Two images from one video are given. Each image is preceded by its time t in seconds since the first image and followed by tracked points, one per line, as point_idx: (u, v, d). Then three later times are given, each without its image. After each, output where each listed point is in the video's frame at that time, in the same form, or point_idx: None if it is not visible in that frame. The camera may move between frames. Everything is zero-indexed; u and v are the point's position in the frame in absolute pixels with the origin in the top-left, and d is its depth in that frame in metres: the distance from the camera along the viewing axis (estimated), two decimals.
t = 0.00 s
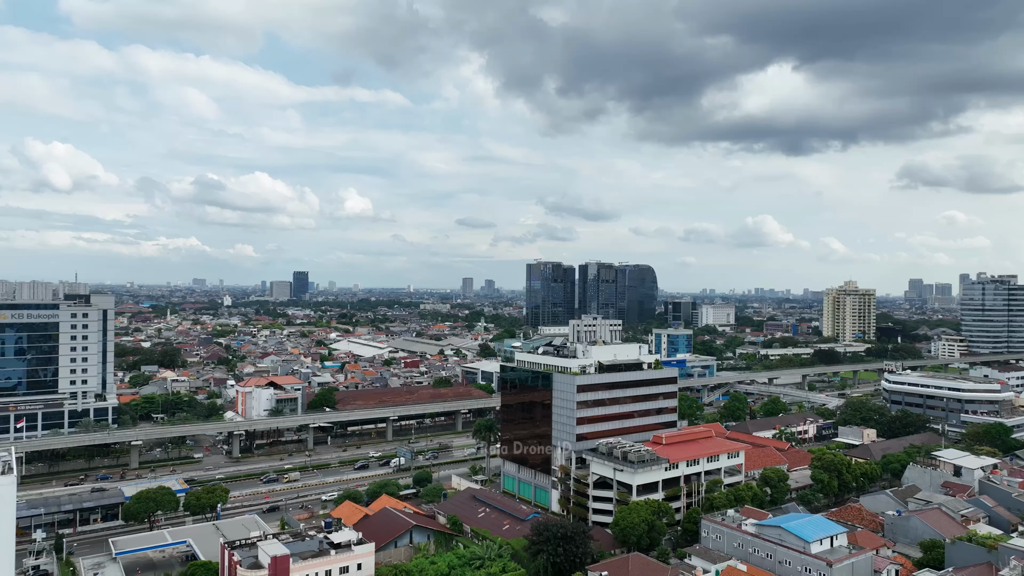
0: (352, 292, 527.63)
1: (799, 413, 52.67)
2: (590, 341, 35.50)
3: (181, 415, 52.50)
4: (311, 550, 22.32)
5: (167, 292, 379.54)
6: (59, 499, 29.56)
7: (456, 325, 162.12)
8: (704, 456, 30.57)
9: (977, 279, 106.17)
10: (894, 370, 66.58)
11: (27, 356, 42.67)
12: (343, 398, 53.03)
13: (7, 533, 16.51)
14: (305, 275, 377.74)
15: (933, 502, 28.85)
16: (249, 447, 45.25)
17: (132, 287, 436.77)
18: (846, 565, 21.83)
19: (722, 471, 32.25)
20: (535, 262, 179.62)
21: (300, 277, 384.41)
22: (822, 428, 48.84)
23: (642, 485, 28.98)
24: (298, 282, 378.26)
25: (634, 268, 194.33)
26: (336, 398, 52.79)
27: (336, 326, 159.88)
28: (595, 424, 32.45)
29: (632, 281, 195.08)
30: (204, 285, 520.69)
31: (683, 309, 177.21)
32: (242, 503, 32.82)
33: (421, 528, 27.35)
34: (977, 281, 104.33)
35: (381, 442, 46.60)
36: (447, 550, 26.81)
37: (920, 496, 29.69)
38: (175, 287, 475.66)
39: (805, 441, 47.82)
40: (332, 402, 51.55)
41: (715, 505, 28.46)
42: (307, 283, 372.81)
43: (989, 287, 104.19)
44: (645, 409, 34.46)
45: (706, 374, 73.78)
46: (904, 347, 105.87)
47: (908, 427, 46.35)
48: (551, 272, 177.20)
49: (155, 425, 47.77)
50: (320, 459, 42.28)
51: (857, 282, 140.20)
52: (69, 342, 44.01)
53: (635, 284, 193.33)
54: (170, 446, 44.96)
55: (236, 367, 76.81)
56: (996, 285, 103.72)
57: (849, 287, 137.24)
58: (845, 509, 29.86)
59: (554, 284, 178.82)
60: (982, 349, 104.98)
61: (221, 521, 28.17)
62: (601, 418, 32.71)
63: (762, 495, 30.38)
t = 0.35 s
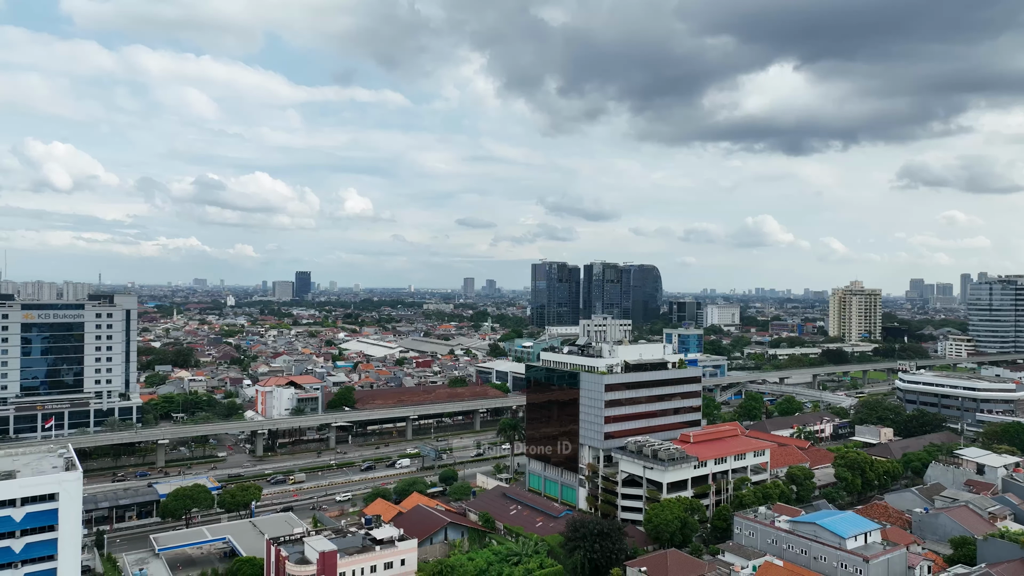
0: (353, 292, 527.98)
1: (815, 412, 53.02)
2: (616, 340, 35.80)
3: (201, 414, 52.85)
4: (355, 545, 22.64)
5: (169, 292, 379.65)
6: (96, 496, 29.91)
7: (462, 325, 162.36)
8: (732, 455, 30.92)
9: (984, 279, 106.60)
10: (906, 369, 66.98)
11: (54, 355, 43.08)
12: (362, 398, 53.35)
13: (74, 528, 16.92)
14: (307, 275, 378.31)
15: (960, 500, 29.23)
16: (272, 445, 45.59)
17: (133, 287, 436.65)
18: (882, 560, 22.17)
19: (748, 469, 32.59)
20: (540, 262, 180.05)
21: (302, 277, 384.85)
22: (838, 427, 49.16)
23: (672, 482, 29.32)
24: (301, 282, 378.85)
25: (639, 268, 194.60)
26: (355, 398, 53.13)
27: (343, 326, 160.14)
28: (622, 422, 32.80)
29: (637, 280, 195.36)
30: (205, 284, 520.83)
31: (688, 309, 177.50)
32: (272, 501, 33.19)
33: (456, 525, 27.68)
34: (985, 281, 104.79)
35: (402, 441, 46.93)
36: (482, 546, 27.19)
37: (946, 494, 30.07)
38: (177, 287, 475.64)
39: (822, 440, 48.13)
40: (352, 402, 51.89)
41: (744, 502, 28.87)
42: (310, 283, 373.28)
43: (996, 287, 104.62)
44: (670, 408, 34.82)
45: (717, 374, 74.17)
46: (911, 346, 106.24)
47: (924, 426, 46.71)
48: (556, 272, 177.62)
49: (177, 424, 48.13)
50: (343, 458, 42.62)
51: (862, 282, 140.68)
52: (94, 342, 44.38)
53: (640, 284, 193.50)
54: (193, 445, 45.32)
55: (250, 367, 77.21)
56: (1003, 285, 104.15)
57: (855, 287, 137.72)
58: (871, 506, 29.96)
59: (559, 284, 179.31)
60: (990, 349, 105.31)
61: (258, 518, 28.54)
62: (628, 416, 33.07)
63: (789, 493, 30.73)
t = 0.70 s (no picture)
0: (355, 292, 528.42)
1: (830, 412, 53.38)
2: (640, 340, 36.15)
3: (220, 413, 53.28)
4: (398, 541, 23.00)
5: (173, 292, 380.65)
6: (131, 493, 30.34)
7: (468, 325, 162.74)
8: (758, 453, 31.30)
9: (991, 279, 106.97)
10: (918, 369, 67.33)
11: (79, 354, 43.46)
12: (380, 397, 53.76)
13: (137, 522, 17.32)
14: (309, 275, 378.83)
15: (985, 498, 29.59)
16: (294, 445, 45.99)
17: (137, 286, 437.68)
18: (916, 557, 22.49)
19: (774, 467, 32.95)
20: (545, 262, 180.49)
21: (304, 278, 385.14)
22: (854, 426, 49.47)
23: (701, 480, 29.70)
24: (303, 282, 379.45)
25: (643, 268, 195.01)
26: (373, 397, 53.49)
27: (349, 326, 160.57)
28: (649, 421, 33.19)
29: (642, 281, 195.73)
30: (207, 285, 520.89)
31: (693, 309, 177.81)
32: (302, 499, 33.61)
33: (490, 523, 28.06)
34: (992, 281, 105.17)
35: (422, 441, 47.31)
36: (516, 543, 27.59)
37: (971, 493, 30.45)
38: (180, 287, 476.81)
39: (839, 439, 48.44)
40: (371, 401, 52.30)
41: (773, 500, 29.23)
42: (312, 282, 373.64)
43: (1003, 287, 105.03)
44: (694, 407, 35.22)
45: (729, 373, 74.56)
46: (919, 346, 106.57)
47: (941, 425, 47.06)
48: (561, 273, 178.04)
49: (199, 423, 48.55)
50: (366, 456, 42.99)
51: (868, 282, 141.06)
52: (118, 343, 44.78)
53: (644, 284, 193.81)
54: (216, 444, 45.74)
55: (263, 367, 77.69)
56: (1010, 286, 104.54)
57: (861, 287, 138.10)
58: (897, 504, 30.13)
59: (564, 284, 179.84)
60: (997, 349, 105.65)
61: (293, 516, 28.96)
62: (654, 415, 33.46)
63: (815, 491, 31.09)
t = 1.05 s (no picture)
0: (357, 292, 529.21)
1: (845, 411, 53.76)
2: (664, 340, 36.51)
3: (240, 413, 53.68)
4: (439, 537, 23.38)
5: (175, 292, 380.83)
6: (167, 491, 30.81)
7: (474, 325, 162.99)
8: (784, 451, 31.67)
9: (998, 279, 107.35)
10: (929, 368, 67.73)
11: (104, 354, 43.86)
12: (399, 397, 54.18)
13: (197, 517, 17.69)
14: (311, 275, 378.52)
15: (1010, 496, 29.95)
16: (315, 443, 46.41)
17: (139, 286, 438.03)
18: (950, 553, 22.83)
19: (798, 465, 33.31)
20: (550, 263, 180.91)
21: (307, 278, 385.53)
22: (870, 426, 49.86)
23: (729, 478, 30.06)
24: (305, 282, 380.04)
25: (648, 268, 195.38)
26: (391, 397, 53.89)
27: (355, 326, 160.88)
28: (674, 420, 33.56)
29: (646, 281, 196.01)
30: (209, 285, 521.21)
31: (698, 309, 178.11)
32: (331, 497, 34.03)
33: (522, 520, 28.42)
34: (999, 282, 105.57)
35: (441, 440, 47.72)
36: (548, 539, 27.98)
37: (996, 491, 30.81)
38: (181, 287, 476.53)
39: (854, 438, 48.85)
40: (389, 400, 52.75)
41: (800, 497, 29.61)
42: (314, 282, 374.33)
43: (1010, 287, 105.39)
44: (717, 407, 35.59)
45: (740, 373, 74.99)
46: (925, 347, 107.08)
47: (957, 425, 47.40)
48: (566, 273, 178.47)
49: (220, 422, 48.88)
50: (389, 455, 43.39)
51: (874, 283, 141.43)
52: (142, 343, 45.14)
53: (649, 284, 194.15)
54: (238, 443, 46.14)
55: (276, 366, 78.14)
56: (1017, 286, 104.88)
57: (867, 287, 138.51)
58: (922, 502, 30.48)
59: (569, 284, 180.30)
60: (1004, 349, 106.03)
61: (327, 513, 29.39)
62: (679, 414, 33.84)
63: (841, 489, 31.46)
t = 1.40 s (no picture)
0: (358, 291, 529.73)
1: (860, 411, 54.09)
2: (687, 340, 36.84)
3: (258, 412, 53.99)
4: (479, 534, 23.72)
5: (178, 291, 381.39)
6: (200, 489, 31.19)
7: (480, 325, 163.23)
8: (809, 450, 32.03)
9: (1005, 279, 107.66)
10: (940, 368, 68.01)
11: (128, 354, 44.24)
12: (416, 396, 54.56)
13: (254, 513, 18.08)
14: (313, 275, 378.96)
15: None
16: (337, 442, 46.83)
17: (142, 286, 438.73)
18: (983, 550, 23.16)
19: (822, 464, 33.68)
20: (555, 263, 181.20)
21: (309, 278, 385.29)
22: (886, 425, 50.19)
23: (756, 476, 30.43)
24: (307, 282, 380.49)
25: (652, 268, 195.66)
26: (409, 396, 54.27)
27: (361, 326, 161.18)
28: (700, 419, 33.91)
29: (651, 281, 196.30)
30: (209, 285, 521.22)
31: (702, 309, 178.34)
32: (359, 495, 34.41)
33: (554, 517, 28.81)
34: (1006, 282, 105.89)
35: (460, 439, 48.06)
36: (579, 535, 28.35)
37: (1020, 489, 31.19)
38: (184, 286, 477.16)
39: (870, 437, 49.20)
40: (407, 400, 53.13)
41: (827, 495, 30.00)
42: (316, 282, 374.66)
43: (1018, 288, 105.65)
44: (740, 406, 35.95)
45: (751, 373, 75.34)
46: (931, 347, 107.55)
47: (972, 424, 47.74)
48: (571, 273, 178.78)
49: (240, 421, 49.22)
50: (411, 454, 43.75)
51: (879, 283, 141.75)
52: (165, 342, 45.53)
53: (654, 284, 194.32)
54: (260, 442, 46.48)
55: (289, 366, 78.49)
56: None
57: (872, 287, 138.86)
58: (947, 499, 30.85)
59: (574, 284, 180.67)
60: (1011, 349, 106.33)
61: (360, 511, 29.77)
62: (705, 414, 34.18)
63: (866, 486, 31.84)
